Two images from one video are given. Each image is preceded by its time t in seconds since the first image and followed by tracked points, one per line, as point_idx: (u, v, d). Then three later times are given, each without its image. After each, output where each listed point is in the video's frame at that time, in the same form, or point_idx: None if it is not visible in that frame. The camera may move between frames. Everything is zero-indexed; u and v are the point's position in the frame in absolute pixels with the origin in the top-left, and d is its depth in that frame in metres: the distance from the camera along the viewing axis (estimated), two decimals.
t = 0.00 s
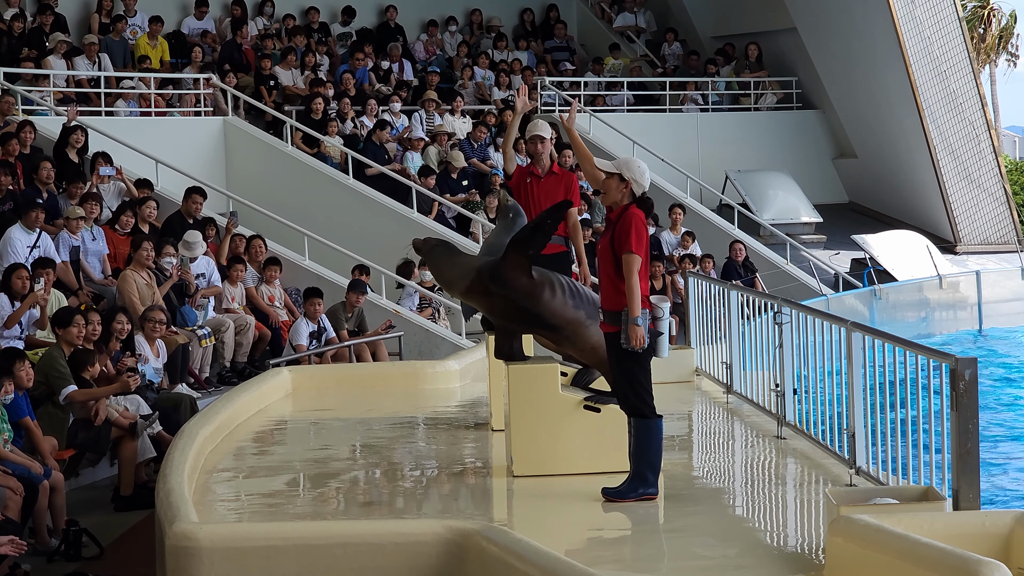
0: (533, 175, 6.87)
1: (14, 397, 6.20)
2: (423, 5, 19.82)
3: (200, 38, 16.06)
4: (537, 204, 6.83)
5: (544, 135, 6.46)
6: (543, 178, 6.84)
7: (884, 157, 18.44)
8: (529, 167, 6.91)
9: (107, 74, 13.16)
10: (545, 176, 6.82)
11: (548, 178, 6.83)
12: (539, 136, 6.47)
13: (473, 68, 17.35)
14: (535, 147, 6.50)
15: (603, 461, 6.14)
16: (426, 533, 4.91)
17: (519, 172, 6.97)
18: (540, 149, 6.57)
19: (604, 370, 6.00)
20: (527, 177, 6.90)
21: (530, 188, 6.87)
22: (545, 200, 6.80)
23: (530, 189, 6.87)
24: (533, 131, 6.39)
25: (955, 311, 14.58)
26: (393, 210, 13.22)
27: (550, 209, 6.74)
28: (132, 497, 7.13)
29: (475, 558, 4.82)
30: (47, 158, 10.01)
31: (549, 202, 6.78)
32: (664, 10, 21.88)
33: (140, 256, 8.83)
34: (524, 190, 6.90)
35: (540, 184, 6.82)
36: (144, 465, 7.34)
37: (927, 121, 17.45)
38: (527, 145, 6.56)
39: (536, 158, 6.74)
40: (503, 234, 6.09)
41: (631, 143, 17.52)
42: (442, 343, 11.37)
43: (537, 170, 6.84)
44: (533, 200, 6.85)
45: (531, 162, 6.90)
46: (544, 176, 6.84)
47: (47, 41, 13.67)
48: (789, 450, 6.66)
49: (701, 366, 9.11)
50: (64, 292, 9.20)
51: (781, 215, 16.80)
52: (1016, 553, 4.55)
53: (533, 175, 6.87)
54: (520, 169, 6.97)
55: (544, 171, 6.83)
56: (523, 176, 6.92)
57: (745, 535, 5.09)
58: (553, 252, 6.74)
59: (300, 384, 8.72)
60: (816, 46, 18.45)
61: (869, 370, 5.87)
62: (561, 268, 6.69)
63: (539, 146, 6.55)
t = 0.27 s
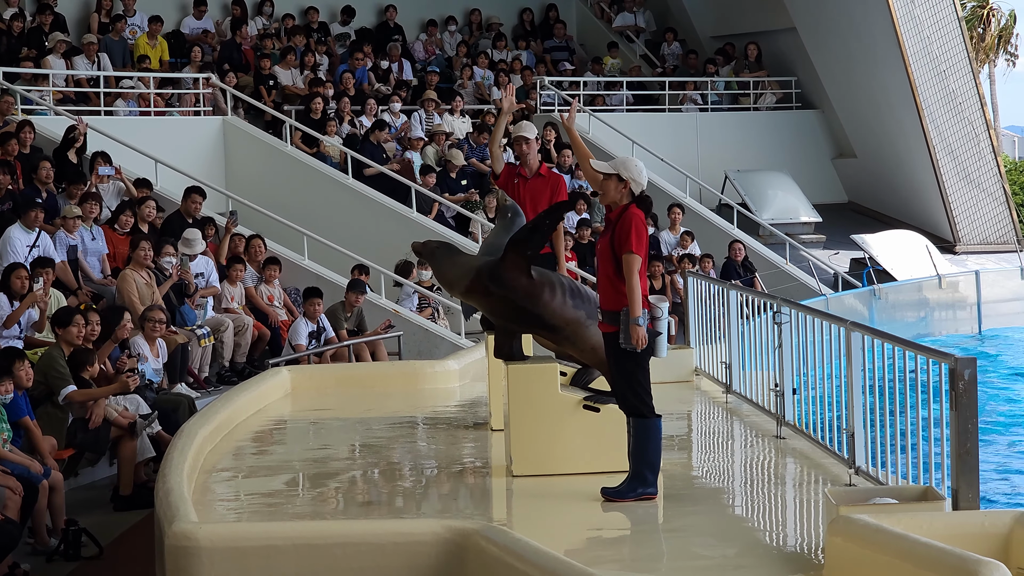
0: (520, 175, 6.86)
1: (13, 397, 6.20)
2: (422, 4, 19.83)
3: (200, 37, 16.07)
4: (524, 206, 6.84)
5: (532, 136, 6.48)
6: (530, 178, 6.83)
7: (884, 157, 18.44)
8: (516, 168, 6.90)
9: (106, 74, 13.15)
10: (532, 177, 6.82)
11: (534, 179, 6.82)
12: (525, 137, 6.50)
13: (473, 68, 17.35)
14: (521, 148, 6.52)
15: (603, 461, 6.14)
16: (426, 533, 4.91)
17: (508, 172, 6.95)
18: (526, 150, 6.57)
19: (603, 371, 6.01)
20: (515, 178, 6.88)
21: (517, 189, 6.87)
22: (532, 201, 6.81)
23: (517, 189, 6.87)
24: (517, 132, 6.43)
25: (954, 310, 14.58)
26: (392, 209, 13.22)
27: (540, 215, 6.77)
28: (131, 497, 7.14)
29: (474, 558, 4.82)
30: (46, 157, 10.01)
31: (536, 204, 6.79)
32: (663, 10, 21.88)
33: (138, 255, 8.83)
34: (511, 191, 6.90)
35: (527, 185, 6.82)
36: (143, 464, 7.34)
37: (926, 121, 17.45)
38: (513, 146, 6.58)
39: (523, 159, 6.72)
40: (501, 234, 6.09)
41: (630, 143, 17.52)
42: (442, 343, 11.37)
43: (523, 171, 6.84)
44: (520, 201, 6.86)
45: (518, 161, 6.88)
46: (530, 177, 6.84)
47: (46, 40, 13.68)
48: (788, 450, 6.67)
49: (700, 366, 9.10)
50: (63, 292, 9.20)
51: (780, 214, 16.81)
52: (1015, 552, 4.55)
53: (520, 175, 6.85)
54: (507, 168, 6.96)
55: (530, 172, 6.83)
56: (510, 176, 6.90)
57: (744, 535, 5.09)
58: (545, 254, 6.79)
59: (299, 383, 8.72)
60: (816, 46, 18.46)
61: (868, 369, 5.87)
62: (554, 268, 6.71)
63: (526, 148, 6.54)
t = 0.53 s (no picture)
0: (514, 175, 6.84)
1: (12, 397, 6.20)
2: (422, 4, 19.82)
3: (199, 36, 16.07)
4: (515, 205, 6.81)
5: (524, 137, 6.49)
6: (523, 179, 6.80)
7: (883, 156, 18.44)
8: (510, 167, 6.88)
9: (106, 74, 13.16)
10: (524, 177, 6.79)
11: (526, 179, 6.79)
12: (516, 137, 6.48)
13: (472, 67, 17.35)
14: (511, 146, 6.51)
15: (602, 460, 6.14)
16: (425, 532, 4.91)
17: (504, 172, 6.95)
18: (518, 151, 6.58)
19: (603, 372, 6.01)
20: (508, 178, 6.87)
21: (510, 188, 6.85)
22: (522, 200, 6.77)
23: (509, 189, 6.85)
24: (507, 132, 6.41)
25: (953, 310, 14.58)
26: (391, 209, 13.22)
27: (530, 217, 6.71)
28: (130, 496, 7.14)
29: (473, 557, 4.82)
30: (45, 157, 10.01)
31: (525, 204, 6.75)
32: (663, 10, 21.88)
33: (137, 255, 8.82)
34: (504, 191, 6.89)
35: (519, 185, 6.79)
36: (142, 464, 7.34)
37: (926, 121, 17.45)
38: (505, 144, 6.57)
39: (516, 158, 6.70)
40: (501, 233, 6.09)
41: (629, 143, 17.53)
42: (441, 342, 11.37)
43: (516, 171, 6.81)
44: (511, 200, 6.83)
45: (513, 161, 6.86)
46: (523, 177, 6.81)
47: (46, 40, 13.67)
48: (787, 450, 6.67)
49: (700, 365, 9.10)
50: (62, 292, 9.19)
51: (779, 214, 16.81)
52: (1014, 552, 4.55)
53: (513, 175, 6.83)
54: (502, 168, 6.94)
55: (524, 172, 6.80)
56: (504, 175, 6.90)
57: (743, 535, 5.09)
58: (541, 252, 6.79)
59: (298, 383, 8.72)
60: (816, 46, 18.46)
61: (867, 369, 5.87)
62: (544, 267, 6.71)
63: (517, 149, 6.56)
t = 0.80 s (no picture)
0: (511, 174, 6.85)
1: (11, 397, 6.19)
2: (421, 4, 19.82)
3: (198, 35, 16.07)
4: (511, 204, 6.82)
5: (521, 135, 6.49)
6: (519, 178, 6.80)
7: (882, 156, 18.43)
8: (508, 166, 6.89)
9: (105, 74, 13.17)
10: (520, 176, 6.79)
11: (522, 178, 6.79)
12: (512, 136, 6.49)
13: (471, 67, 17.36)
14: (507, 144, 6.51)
15: (601, 460, 6.14)
16: (424, 532, 4.91)
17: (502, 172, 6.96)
18: (514, 149, 6.58)
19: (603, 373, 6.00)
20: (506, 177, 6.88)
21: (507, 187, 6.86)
22: (517, 200, 6.77)
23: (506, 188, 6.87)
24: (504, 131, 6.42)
25: (952, 310, 14.58)
26: (390, 209, 13.21)
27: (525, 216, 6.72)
28: (129, 496, 7.13)
29: (472, 557, 4.82)
30: (44, 156, 10.01)
31: (521, 203, 6.75)
32: (662, 10, 21.89)
33: (136, 255, 8.81)
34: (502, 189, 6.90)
35: (515, 183, 6.80)
36: (140, 464, 7.33)
37: (925, 120, 17.45)
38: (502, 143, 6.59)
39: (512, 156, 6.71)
40: (501, 233, 6.10)
41: (628, 142, 17.53)
42: (440, 342, 11.37)
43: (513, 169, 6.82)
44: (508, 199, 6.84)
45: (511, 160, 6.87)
46: (520, 175, 6.81)
47: (45, 40, 13.67)
48: (786, 450, 6.67)
49: (698, 365, 9.09)
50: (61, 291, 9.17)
51: (779, 214, 16.81)
52: (1013, 552, 4.55)
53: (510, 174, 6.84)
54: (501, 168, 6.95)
55: (520, 171, 6.80)
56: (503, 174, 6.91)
57: (742, 535, 5.09)
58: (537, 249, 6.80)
59: (297, 383, 8.71)
60: (815, 46, 18.47)
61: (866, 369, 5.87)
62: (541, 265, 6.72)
63: (514, 148, 6.56)
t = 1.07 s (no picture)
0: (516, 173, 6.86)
1: (10, 397, 6.19)
2: (420, 4, 19.82)
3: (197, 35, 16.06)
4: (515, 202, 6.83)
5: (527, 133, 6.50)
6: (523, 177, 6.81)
7: (882, 156, 18.43)
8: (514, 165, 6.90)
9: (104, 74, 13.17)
10: (524, 175, 6.79)
11: (525, 177, 6.79)
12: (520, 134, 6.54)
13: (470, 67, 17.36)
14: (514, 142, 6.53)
15: (600, 460, 6.14)
16: (423, 532, 4.91)
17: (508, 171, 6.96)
18: (518, 147, 6.59)
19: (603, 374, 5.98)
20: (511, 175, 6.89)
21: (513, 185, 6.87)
22: (521, 198, 6.78)
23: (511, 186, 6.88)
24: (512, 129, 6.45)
25: (951, 310, 14.58)
26: (388, 208, 13.21)
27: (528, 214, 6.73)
28: (128, 496, 7.12)
29: (471, 557, 4.82)
30: (43, 156, 10.03)
31: (523, 201, 6.76)
32: (661, 10, 21.89)
33: (135, 254, 8.81)
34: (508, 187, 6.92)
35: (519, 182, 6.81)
36: (139, 464, 7.33)
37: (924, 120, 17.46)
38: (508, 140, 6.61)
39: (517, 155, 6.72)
40: (501, 234, 6.09)
41: (628, 142, 17.53)
42: (439, 342, 11.37)
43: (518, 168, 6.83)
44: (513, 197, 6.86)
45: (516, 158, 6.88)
46: (524, 174, 6.80)
47: (44, 40, 13.66)
48: (785, 450, 6.67)
49: (697, 365, 9.10)
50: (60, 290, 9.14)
51: (778, 214, 16.80)
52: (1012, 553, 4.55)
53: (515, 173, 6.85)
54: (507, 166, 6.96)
55: (524, 170, 6.80)
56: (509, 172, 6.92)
57: (741, 535, 5.09)
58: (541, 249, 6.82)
59: (296, 383, 8.71)
60: (814, 46, 18.47)
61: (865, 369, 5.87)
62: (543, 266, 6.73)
63: (518, 146, 6.57)
